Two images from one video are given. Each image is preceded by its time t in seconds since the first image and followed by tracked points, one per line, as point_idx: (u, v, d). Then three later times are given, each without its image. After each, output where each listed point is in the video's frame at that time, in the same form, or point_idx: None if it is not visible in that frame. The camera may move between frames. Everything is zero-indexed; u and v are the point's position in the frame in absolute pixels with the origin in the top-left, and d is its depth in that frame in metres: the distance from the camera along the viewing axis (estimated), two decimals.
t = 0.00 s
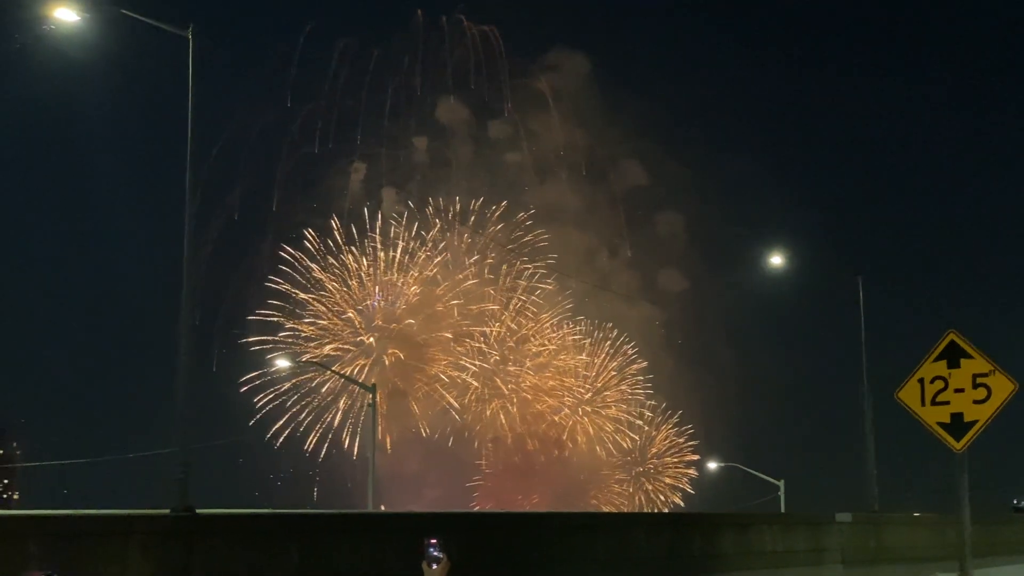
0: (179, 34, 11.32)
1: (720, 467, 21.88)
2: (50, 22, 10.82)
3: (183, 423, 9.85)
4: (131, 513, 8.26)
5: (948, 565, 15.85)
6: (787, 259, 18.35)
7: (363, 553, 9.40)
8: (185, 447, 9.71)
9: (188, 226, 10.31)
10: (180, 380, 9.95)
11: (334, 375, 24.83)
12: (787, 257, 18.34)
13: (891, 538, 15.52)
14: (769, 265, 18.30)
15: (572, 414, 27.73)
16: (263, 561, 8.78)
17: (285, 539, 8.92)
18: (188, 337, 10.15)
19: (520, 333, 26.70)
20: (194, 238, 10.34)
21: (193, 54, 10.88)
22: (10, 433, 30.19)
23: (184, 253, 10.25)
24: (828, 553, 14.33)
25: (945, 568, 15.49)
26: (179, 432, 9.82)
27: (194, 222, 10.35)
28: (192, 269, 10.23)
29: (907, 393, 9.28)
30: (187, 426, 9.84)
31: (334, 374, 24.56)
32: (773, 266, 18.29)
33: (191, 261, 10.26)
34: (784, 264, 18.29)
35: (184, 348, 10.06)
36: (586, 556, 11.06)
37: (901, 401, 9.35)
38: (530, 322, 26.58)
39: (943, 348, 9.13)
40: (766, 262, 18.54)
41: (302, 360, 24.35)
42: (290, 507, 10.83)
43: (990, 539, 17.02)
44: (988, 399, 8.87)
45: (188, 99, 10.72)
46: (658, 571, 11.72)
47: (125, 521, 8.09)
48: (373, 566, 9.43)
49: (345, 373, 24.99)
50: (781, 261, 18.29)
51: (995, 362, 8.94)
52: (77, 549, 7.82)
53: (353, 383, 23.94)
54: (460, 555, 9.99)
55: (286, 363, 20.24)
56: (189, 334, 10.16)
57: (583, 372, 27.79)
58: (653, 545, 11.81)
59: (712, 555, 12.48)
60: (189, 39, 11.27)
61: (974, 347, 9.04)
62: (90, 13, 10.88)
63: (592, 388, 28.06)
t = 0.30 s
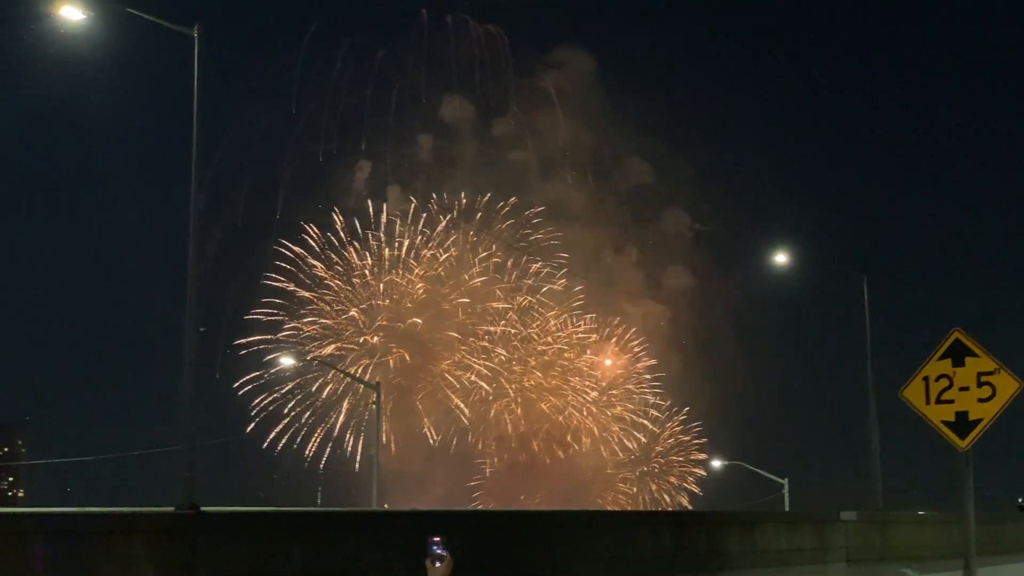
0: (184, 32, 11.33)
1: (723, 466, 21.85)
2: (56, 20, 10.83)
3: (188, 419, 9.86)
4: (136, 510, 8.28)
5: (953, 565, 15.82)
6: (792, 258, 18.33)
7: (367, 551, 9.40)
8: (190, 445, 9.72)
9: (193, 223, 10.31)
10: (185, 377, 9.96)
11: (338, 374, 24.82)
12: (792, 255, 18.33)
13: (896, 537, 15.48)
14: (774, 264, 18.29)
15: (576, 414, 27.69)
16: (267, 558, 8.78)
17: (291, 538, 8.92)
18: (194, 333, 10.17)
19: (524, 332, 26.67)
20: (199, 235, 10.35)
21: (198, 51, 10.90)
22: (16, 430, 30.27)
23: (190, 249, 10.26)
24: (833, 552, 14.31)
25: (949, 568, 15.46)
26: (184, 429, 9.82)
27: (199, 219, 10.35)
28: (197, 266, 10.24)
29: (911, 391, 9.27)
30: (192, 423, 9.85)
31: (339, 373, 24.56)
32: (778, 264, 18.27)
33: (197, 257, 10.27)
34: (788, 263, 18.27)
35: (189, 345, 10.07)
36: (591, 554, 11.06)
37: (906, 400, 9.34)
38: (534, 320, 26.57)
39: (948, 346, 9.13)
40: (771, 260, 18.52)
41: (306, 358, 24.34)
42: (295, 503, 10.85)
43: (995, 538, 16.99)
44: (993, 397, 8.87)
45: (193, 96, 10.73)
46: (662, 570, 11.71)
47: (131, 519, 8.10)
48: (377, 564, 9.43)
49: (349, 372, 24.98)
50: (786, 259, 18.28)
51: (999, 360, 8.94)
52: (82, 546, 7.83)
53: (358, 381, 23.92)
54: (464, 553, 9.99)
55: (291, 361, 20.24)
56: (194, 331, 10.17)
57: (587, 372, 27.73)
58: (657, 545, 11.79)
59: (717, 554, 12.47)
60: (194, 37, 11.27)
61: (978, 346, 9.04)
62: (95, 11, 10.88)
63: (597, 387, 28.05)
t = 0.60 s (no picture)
0: (186, 29, 11.33)
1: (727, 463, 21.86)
2: (58, 18, 10.83)
3: (190, 417, 9.86)
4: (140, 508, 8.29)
5: (955, 562, 15.83)
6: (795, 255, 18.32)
7: (369, 549, 9.39)
8: (193, 443, 9.72)
9: (195, 219, 10.31)
10: (188, 375, 9.96)
11: (340, 370, 24.84)
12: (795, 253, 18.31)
13: (898, 534, 15.48)
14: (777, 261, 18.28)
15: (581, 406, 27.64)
16: (268, 556, 8.78)
17: (294, 536, 8.93)
18: (195, 330, 10.17)
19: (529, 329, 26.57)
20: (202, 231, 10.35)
21: (199, 48, 10.90)
22: (20, 427, 30.31)
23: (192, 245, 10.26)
24: (836, 550, 14.31)
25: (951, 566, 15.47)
26: (187, 427, 9.82)
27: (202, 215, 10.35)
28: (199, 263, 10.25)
29: (914, 388, 9.27)
30: (194, 421, 9.85)
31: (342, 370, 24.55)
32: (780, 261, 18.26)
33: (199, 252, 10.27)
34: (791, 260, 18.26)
35: (191, 342, 10.07)
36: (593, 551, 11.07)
37: (908, 397, 9.34)
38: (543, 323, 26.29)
39: (951, 343, 9.12)
40: (773, 258, 18.52)
41: (309, 355, 24.33)
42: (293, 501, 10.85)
43: (997, 535, 16.99)
44: (996, 394, 8.87)
45: (195, 92, 10.74)
46: (665, 568, 11.72)
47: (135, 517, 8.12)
48: (379, 562, 9.43)
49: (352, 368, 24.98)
50: (788, 257, 18.27)
51: (1002, 358, 8.93)
52: (85, 543, 7.83)
53: (360, 378, 23.92)
54: (467, 551, 9.99)
55: (293, 357, 20.25)
56: (196, 326, 10.18)
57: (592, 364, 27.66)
58: (660, 542, 11.80)
59: (719, 551, 12.48)
60: (196, 34, 11.27)
61: (981, 343, 9.03)
62: (97, 7, 10.88)
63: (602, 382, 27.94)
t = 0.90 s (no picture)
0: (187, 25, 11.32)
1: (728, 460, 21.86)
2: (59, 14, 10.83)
3: (192, 414, 9.87)
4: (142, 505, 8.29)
5: (956, 559, 15.84)
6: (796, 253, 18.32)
7: (370, 546, 9.39)
8: (194, 439, 9.72)
9: (197, 214, 10.32)
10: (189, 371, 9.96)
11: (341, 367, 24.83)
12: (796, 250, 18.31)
13: (899, 532, 15.49)
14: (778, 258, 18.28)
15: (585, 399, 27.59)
16: (270, 553, 8.78)
17: (295, 533, 8.94)
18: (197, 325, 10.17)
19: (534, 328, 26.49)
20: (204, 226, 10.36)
21: (200, 44, 10.90)
22: (20, 423, 30.28)
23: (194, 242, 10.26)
24: (836, 547, 14.32)
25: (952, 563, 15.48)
26: (189, 424, 9.83)
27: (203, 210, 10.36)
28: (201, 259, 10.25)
29: (915, 385, 9.28)
30: (195, 418, 9.86)
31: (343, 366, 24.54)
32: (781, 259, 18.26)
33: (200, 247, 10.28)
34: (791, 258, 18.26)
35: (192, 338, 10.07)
36: (594, 549, 11.08)
37: (909, 394, 9.34)
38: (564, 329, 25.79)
39: (951, 340, 9.12)
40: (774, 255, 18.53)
41: (310, 352, 24.32)
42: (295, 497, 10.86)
43: (998, 532, 16.99)
44: (996, 391, 8.87)
45: (196, 89, 10.73)
46: (667, 565, 11.73)
47: (136, 514, 8.12)
48: (380, 560, 9.43)
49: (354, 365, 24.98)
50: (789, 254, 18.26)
51: (1003, 355, 8.93)
52: (86, 539, 7.84)
53: (361, 374, 23.90)
54: (468, 548, 9.99)
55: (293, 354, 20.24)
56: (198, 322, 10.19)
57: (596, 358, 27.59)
58: (662, 540, 11.81)
59: (721, 548, 12.49)
60: (197, 29, 11.27)
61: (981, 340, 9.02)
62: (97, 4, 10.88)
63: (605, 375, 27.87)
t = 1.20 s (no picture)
0: (185, 22, 11.31)
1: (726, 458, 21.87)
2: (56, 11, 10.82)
3: (190, 411, 9.87)
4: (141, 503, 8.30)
5: (953, 558, 15.83)
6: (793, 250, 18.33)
7: (368, 544, 9.40)
8: (192, 437, 9.72)
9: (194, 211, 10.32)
10: (187, 369, 9.96)
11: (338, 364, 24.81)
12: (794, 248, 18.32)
13: (896, 530, 15.49)
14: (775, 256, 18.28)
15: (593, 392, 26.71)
16: (268, 551, 8.78)
17: (294, 531, 8.94)
18: (194, 323, 10.17)
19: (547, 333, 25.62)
20: (201, 224, 10.36)
21: (198, 41, 10.90)
22: (17, 421, 30.26)
23: (191, 240, 10.26)
24: (833, 545, 14.32)
25: (949, 562, 15.47)
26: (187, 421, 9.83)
27: (200, 208, 10.36)
28: (197, 258, 10.24)
29: (912, 384, 9.28)
30: (193, 416, 9.86)
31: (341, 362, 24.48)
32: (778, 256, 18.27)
33: (197, 245, 10.28)
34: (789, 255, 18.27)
35: (189, 336, 10.06)
36: (592, 546, 11.08)
37: (906, 393, 9.34)
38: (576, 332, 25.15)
39: (948, 339, 9.11)
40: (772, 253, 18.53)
41: (308, 350, 24.26)
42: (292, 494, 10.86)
43: (996, 530, 17.00)
44: (993, 390, 8.88)
45: (194, 86, 10.73)
46: (665, 561, 11.73)
47: (135, 512, 8.12)
48: (377, 558, 9.43)
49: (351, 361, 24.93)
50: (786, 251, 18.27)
51: (1000, 354, 8.93)
52: (83, 538, 7.83)
53: (358, 371, 23.85)
54: (465, 545, 9.99)
55: (290, 353, 20.23)
56: (195, 320, 10.19)
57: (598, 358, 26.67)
58: (659, 534, 11.82)
59: (718, 545, 12.49)
60: (195, 27, 11.26)
61: (978, 339, 9.02)
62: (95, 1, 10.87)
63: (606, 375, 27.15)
